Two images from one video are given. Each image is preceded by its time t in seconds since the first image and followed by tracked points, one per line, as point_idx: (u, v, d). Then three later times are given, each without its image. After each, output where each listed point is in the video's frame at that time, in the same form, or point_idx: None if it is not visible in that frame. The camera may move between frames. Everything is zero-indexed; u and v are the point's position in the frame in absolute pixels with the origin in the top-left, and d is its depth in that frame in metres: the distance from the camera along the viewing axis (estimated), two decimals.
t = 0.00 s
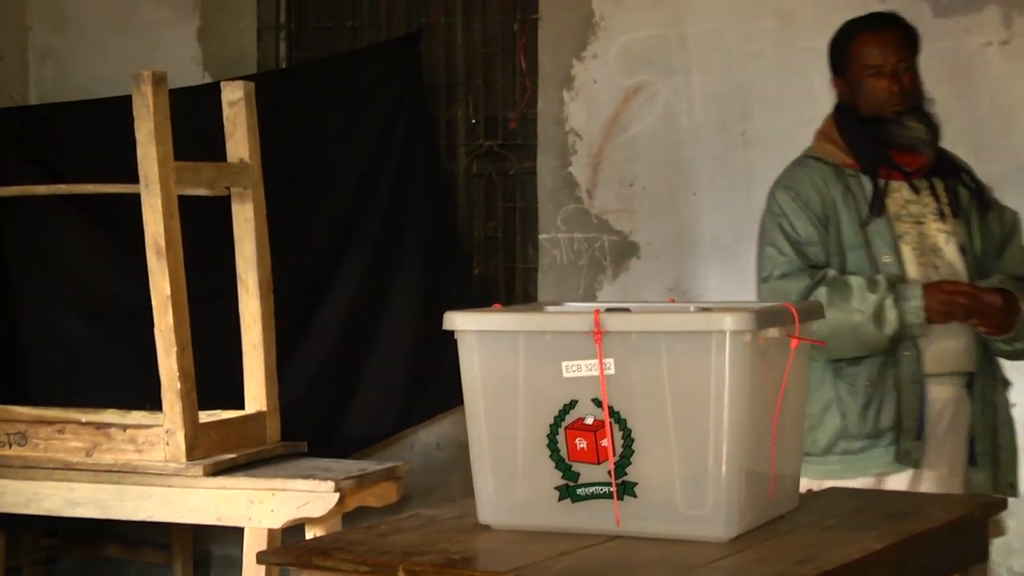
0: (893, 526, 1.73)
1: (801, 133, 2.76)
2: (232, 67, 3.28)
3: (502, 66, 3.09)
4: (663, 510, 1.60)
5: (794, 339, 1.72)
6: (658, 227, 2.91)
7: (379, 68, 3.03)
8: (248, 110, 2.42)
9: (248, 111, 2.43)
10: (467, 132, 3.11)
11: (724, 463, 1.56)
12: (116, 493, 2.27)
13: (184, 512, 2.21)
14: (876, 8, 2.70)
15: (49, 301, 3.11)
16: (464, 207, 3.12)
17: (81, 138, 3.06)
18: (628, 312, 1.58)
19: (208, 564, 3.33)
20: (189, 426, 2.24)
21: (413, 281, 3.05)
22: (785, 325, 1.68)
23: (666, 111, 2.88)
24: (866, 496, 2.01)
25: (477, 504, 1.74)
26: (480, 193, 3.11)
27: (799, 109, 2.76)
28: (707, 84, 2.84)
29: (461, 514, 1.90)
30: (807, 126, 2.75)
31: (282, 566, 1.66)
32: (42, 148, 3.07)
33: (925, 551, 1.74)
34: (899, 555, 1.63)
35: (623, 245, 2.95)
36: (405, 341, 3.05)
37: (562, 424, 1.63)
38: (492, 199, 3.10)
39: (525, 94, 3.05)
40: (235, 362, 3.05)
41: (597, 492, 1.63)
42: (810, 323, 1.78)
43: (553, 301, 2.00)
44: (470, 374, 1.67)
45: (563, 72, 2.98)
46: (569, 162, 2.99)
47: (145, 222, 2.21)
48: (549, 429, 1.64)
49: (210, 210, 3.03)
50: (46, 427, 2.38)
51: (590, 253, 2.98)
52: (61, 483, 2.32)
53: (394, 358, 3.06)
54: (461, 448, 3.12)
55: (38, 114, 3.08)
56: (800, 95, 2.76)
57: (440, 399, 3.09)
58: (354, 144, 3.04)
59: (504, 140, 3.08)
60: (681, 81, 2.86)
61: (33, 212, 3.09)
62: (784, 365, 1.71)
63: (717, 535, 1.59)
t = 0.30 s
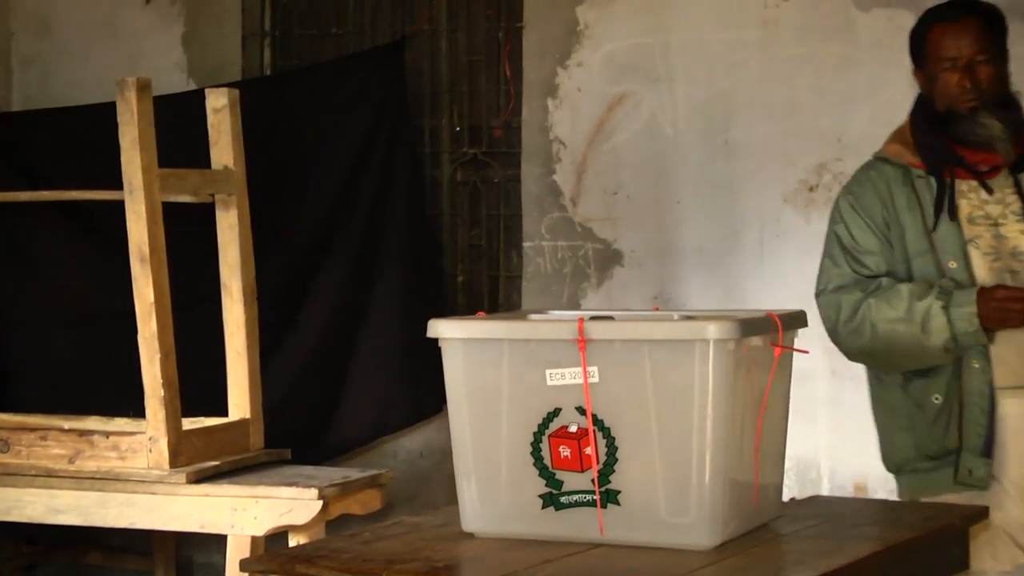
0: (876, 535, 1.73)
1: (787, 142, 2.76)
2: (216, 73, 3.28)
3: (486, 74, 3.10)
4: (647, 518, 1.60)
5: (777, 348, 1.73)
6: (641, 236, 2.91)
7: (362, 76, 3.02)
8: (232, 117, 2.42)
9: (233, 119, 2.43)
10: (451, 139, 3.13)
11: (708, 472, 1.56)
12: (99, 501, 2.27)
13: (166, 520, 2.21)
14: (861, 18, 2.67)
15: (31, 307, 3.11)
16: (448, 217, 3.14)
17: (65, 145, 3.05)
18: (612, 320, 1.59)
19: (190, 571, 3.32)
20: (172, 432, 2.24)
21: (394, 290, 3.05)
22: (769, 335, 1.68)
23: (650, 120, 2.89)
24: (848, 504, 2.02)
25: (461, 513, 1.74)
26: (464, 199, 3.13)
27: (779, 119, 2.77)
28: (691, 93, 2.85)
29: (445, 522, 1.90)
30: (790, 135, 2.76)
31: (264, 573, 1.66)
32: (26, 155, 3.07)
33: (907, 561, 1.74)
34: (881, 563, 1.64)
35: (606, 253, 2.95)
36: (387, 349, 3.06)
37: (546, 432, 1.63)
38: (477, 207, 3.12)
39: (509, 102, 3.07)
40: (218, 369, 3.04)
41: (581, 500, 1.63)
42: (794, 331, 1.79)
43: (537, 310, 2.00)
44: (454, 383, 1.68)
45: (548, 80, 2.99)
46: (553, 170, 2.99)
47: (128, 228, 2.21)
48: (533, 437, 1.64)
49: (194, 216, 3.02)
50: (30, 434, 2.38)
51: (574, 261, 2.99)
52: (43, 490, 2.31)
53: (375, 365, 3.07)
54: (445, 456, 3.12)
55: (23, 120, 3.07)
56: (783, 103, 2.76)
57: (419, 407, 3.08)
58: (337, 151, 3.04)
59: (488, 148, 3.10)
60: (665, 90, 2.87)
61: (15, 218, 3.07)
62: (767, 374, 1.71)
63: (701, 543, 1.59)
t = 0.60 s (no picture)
0: (864, 539, 1.74)
1: (774, 147, 2.76)
2: (204, 77, 3.28)
3: (474, 80, 3.11)
4: (635, 523, 1.60)
5: (765, 352, 1.73)
6: (628, 241, 2.92)
7: (350, 80, 3.02)
8: (220, 122, 2.42)
9: (221, 124, 2.42)
10: (439, 144, 3.14)
11: (696, 477, 1.56)
12: (86, 506, 2.26)
13: (153, 525, 2.21)
14: (846, 24, 2.69)
15: (18, 313, 3.10)
16: (436, 222, 3.16)
17: (52, 150, 3.05)
18: (600, 325, 1.59)
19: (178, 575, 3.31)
20: (159, 437, 2.23)
21: (379, 294, 3.05)
22: (756, 339, 1.69)
23: (637, 125, 2.89)
24: (836, 509, 2.02)
25: (449, 517, 1.74)
26: (452, 203, 3.14)
27: (766, 124, 2.77)
28: (678, 98, 2.85)
29: (433, 527, 1.90)
30: (776, 140, 2.76)
31: None
32: (14, 161, 3.07)
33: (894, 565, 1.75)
34: (869, 568, 1.64)
35: (594, 258, 2.95)
36: (371, 353, 3.07)
37: (533, 437, 1.63)
38: (465, 211, 3.13)
39: (497, 107, 3.08)
40: (205, 374, 3.04)
41: (569, 505, 1.63)
42: (781, 336, 1.79)
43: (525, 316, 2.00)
44: (442, 388, 1.68)
45: (535, 85, 2.99)
46: (541, 175, 3.00)
47: (115, 233, 2.21)
48: (521, 442, 1.64)
49: (182, 221, 3.02)
50: (16, 439, 2.37)
51: (562, 266, 2.99)
52: (31, 496, 2.31)
53: (360, 369, 3.09)
54: (433, 461, 3.12)
55: (10, 125, 3.07)
56: (770, 109, 2.76)
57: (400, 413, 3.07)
58: (321, 156, 3.05)
59: (476, 153, 3.10)
60: (653, 95, 2.87)
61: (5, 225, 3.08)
62: (755, 379, 1.72)
63: (688, 549, 1.59)
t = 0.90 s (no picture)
0: (857, 545, 1.74)
1: (767, 152, 2.77)
2: (198, 80, 3.28)
3: (468, 84, 3.12)
4: (630, 528, 1.60)
5: (759, 357, 1.74)
6: (623, 245, 2.92)
7: (344, 84, 3.02)
8: (215, 126, 2.42)
9: (215, 128, 2.42)
10: (434, 149, 3.14)
11: (690, 482, 1.56)
12: (80, 510, 2.26)
13: (147, 529, 2.21)
14: (840, 30, 2.69)
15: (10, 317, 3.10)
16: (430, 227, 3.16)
17: (46, 154, 3.04)
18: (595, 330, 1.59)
19: None
20: (153, 441, 2.23)
21: (372, 297, 3.06)
22: (750, 344, 1.69)
23: (632, 129, 2.90)
24: (829, 514, 2.02)
25: (443, 521, 1.74)
26: (447, 207, 3.14)
27: (759, 129, 2.77)
28: (671, 103, 2.86)
29: (427, 531, 1.90)
30: (770, 146, 2.77)
31: None
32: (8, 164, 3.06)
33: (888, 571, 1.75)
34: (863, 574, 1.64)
35: (588, 262, 2.96)
36: (363, 356, 3.08)
37: (528, 442, 1.63)
38: (459, 216, 3.14)
39: (492, 112, 3.08)
40: (198, 378, 3.04)
41: (563, 510, 1.63)
42: (775, 341, 1.79)
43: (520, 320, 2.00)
44: (437, 392, 1.68)
45: (530, 90, 2.99)
46: (535, 179, 3.00)
47: (110, 237, 2.21)
48: (515, 447, 1.64)
49: (175, 224, 3.02)
50: (9, 442, 2.36)
51: (556, 271, 2.99)
52: (24, 500, 2.31)
53: (352, 372, 3.09)
54: (426, 465, 3.12)
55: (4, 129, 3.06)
56: (763, 114, 2.77)
57: (391, 417, 3.07)
58: (314, 159, 3.05)
59: (470, 157, 3.11)
60: (647, 100, 2.88)
61: None
62: (749, 382, 1.72)
63: (682, 553, 1.59)
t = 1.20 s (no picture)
0: (853, 548, 1.74)
1: (762, 156, 2.77)
2: (194, 83, 3.28)
3: (463, 87, 3.12)
4: (625, 531, 1.60)
5: (754, 361, 1.74)
6: (617, 248, 2.92)
7: (337, 88, 3.02)
8: (210, 129, 2.42)
9: (210, 131, 2.42)
10: (428, 152, 3.14)
11: (685, 486, 1.56)
12: (74, 513, 2.26)
13: (142, 532, 2.21)
14: (835, 34, 2.70)
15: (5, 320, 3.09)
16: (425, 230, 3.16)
17: (42, 157, 3.04)
18: (589, 333, 1.59)
19: None
20: (147, 445, 2.23)
21: (364, 300, 3.06)
22: (745, 348, 1.69)
23: (627, 133, 2.90)
24: (824, 518, 2.02)
25: (437, 526, 1.73)
26: (442, 210, 3.14)
27: (753, 133, 2.78)
28: (667, 107, 2.86)
29: (422, 535, 1.90)
30: (765, 150, 2.77)
31: None
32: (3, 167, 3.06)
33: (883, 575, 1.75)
34: None
35: (583, 265, 2.96)
36: (356, 359, 3.08)
37: (523, 445, 1.63)
38: (454, 219, 3.14)
39: (487, 115, 3.09)
40: (195, 381, 3.05)
41: (558, 513, 1.63)
42: (770, 345, 1.79)
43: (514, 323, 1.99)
44: (432, 396, 1.67)
45: (524, 93, 2.99)
46: (530, 183, 3.00)
47: (104, 240, 2.21)
48: (510, 450, 1.64)
49: (170, 228, 3.02)
50: (4, 446, 2.36)
51: (550, 274, 2.99)
52: (19, 503, 2.30)
53: (345, 375, 3.09)
54: (421, 467, 3.12)
55: None
56: (758, 117, 2.77)
57: (384, 416, 3.08)
58: (309, 161, 3.05)
59: (465, 160, 3.11)
60: (642, 104, 2.88)
61: None
62: (744, 386, 1.72)
63: (677, 557, 1.59)
